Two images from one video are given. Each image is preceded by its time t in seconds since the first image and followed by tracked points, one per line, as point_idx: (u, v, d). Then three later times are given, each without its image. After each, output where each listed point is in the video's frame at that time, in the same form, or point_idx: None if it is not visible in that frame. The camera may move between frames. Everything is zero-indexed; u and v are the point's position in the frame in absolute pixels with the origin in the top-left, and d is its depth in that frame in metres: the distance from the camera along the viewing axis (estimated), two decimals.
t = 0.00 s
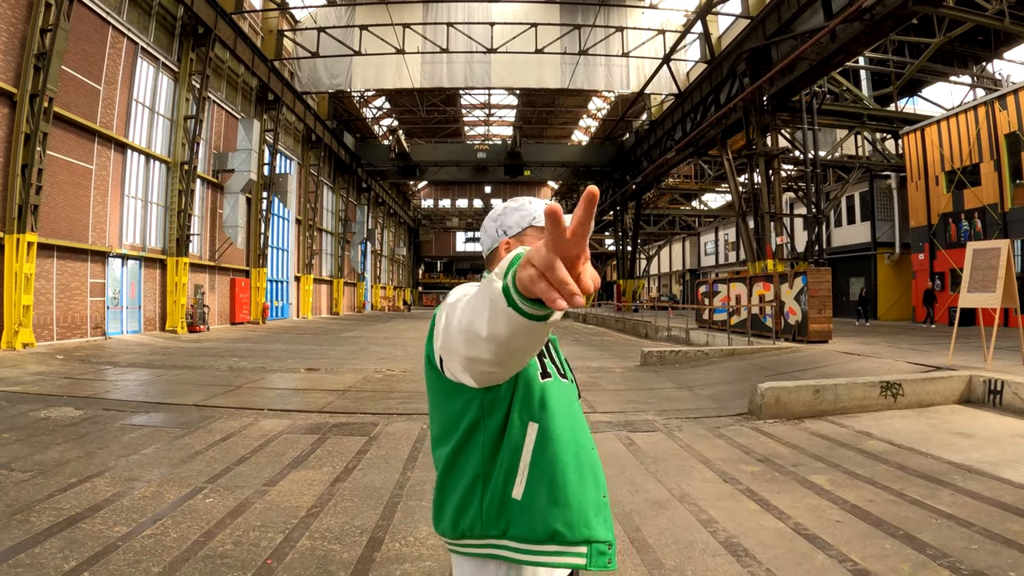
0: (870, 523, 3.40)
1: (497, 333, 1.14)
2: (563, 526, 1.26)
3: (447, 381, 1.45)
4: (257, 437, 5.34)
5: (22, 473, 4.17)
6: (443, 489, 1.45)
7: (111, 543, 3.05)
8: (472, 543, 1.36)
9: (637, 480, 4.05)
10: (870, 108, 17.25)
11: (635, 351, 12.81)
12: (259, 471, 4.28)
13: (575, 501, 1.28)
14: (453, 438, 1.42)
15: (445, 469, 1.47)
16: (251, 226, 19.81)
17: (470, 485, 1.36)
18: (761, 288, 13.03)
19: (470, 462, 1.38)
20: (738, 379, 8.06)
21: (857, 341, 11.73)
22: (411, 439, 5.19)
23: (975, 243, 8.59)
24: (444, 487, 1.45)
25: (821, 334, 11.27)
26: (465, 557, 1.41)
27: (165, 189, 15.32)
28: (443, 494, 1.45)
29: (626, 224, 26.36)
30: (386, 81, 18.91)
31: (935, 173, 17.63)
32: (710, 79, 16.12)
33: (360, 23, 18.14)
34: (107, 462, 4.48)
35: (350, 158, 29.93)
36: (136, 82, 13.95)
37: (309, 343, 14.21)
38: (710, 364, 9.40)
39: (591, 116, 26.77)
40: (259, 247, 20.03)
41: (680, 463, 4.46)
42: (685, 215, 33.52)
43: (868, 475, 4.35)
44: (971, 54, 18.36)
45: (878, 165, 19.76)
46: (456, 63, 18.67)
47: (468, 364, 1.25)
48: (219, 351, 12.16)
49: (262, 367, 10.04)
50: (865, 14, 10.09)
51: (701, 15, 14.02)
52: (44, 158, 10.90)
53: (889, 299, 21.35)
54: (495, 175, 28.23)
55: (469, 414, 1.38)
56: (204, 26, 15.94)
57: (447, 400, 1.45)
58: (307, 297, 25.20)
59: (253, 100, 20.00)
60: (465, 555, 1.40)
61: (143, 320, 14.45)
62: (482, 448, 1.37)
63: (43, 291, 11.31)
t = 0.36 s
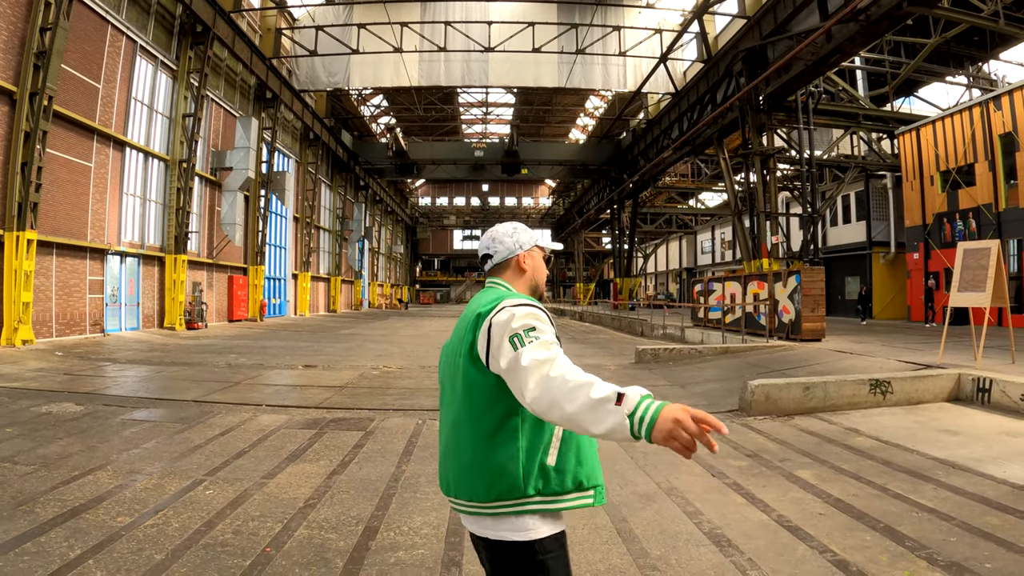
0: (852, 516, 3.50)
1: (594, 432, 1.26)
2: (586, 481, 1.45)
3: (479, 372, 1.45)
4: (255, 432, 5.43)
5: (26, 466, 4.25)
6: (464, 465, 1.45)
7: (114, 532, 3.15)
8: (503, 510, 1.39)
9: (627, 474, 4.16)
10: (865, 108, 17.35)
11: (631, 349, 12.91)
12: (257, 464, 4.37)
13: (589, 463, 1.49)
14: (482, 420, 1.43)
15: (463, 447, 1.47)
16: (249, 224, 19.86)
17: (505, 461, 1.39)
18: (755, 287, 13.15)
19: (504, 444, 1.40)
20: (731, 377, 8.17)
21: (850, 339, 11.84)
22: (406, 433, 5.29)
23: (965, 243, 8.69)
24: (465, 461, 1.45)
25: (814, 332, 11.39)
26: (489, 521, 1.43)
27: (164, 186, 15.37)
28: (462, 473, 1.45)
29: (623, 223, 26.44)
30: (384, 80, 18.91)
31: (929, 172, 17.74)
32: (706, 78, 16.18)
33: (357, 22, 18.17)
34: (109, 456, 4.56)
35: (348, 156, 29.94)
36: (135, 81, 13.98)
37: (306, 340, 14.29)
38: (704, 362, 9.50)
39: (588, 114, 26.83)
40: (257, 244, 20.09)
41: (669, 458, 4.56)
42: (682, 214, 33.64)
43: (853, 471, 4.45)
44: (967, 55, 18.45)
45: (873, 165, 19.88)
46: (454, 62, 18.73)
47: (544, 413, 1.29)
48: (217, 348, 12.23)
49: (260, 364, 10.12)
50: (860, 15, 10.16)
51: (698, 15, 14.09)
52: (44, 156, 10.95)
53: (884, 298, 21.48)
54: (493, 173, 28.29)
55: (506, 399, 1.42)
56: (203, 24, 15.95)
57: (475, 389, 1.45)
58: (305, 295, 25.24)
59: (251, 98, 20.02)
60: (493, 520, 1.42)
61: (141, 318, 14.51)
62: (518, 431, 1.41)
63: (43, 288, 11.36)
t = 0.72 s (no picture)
0: (836, 506, 3.60)
1: (592, 444, 1.73)
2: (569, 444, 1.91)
3: (521, 359, 1.73)
4: (256, 425, 5.53)
5: (32, 458, 4.36)
6: (503, 437, 1.69)
7: (120, 519, 3.25)
8: (538, 469, 1.71)
9: (619, 465, 4.27)
10: (862, 108, 17.44)
11: (627, 346, 13.03)
12: (259, 456, 4.48)
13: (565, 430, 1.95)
14: (520, 400, 1.72)
15: (497, 422, 1.71)
16: (248, 222, 19.91)
17: (541, 430, 1.72)
18: (751, 284, 13.26)
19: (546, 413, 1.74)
20: (724, 373, 8.29)
21: (844, 336, 11.95)
22: (404, 426, 5.39)
23: (957, 241, 8.78)
24: (505, 434, 1.69)
25: (809, 330, 11.49)
26: (521, 481, 1.70)
27: (163, 184, 15.42)
28: (498, 445, 1.69)
29: (620, 221, 26.53)
30: (383, 78, 18.93)
31: (925, 171, 17.84)
32: (704, 77, 16.25)
33: (356, 20, 18.21)
34: (112, 448, 4.66)
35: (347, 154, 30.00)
36: (135, 80, 14.03)
37: (305, 338, 14.37)
38: (699, 358, 9.62)
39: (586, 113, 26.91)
40: (256, 242, 20.15)
41: (661, 450, 4.67)
42: (680, 212, 33.72)
43: (840, 463, 4.55)
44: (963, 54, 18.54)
45: (869, 163, 19.98)
46: (452, 60, 18.82)
47: (574, 412, 1.71)
48: (217, 345, 12.31)
49: (260, 360, 10.21)
50: (856, 15, 10.23)
51: (695, 15, 14.15)
52: (45, 154, 11.02)
53: (880, 296, 21.60)
54: (491, 171, 28.35)
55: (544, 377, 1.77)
56: (202, 23, 15.97)
57: (515, 374, 1.73)
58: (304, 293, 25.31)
59: (250, 96, 20.05)
60: (527, 479, 1.70)
61: (141, 315, 14.59)
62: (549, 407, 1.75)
63: (44, 285, 11.44)
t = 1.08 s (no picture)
0: (829, 498, 3.68)
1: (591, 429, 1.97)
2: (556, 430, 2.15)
3: (536, 355, 1.96)
4: (260, 421, 5.62)
5: (40, 454, 4.44)
6: (512, 420, 1.90)
7: (129, 513, 3.33)
8: (540, 450, 1.93)
9: (616, 458, 4.36)
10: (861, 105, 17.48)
11: (626, 343, 13.11)
12: (263, 451, 4.56)
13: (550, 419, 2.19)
14: (531, 391, 1.94)
15: (507, 407, 1.93)
16: (248, 219, 19.97)
17: (546, 420, 1.94)
18: (749, 281, 13.33)
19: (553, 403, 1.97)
20: (722, 369, 8.37)
21: (842, 333, 12.01)
22: (405, 422, 5.47)
23: (953, 238, 8.84)
24: (515, 418, 1.91)
25: (807, 326, 11.56)
26: (526, 459, 1.91)
27: (164, 182, 15.47)
28: (508, 426, 1.90)
29: (620, 218, 26.57)
30: (383, 75, 18.96)
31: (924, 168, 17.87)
32: (703, 74, 16.29)
33: (356, 18, 18.23)
34: (119, 444, 4.74)
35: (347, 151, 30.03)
36: (135, 78, 14.06)
37: (306, 335, 14.44)
38: (697, 354, 9.69)
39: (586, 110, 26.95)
40: (256, 240, 20.21)
41: (658, 444, 4.75)
42: (680, 209, 33.73)
43: (834, 457, 4.63)
44: (963, 51, 18.58)
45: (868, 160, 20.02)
46: (452, 58, 18.85)
47: (579, 406, 1.95)
48: (218, 342, 12.39)
49: (261, 357, 10.29)
50: (854, 13, 10.28)
51: (694, 12, 14.18)
52: (47, 153, 11.07)
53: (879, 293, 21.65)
54: (491, 169, 28.39)
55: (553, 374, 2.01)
56: (203, 21, 16.01)
57: (530, 369, 1.95)
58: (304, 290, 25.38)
59: (251, 95, 20.07)
60: (531, 457, 1.92)
61: (143, 313, 14.67)
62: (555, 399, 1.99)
63: (46, 284, 11.51)
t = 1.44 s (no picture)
0: (826, 489, 3.75)
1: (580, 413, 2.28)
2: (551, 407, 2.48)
3: (555, 342, 2.27)
4: (266, 416, 5.70)
5: (49, 449, 4.51)
6: (531, 396, 2.22)
7: (140, 506, 3.41)
8: (548, 423, 2.24)
9: (617, 451, 4.43)
10: (861, 101, 17.48)
11: (627, 338, 13.17)
12: (270, 445, 4.64)
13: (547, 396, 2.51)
14: (548, 372, 2.26)
15: (528, 385, 2.23)
16: (251, 217, 20.06)
17: (558, 398, 2.25)
18: (750, 277, 13.37)
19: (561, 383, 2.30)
20: (722, 364, 8.44)
21: (842, 328, 12.06)
22: (410, 416, 5.55)
23: (952, 234, 8.89)
24: (534, 395, 2.22)
25: (807, 322, 11.60)
26: (532, 428, 2.23)
27: (167, 180, 15.54)
28: (528, 401, 2.21)
29: (621, 214, 26.60)
30: (384, 72, 19.05)
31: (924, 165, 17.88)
32: (703, 71, 16.32)
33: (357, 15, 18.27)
34: (127, 439, 4.81)
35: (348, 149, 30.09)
36: (138, 76, 14.12)
37: (309, 331, 14.51)
38: (698, 350, 9.77)
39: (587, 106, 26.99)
40: (258, 237, 20.29)
41: (659, 437, 4.83)
42: (681, 205, 33.75)
43: (832, 450, 4.70)
44: (963, 47, 18.61)
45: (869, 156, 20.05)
46: (453, 55, 18.89)
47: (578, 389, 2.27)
48: (222, 339, 12.47)
49: (265, 353, 10.37)
50: (854, 9, 10.31)
51: (694, 9, 14.19)
52: (50, 152, 11.13)
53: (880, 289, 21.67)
54: (492, 165, 28.43)
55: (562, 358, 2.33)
56: (205, 19, 16.08)
57: (549, 353, 2.26)
58: (306, 287, 25.45)
59: (253, 92, 20.12)
60: (539, 427, 2.23)
61: (146, 310, 14.74)
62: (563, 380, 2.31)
63: (50, 282, 11.59)
